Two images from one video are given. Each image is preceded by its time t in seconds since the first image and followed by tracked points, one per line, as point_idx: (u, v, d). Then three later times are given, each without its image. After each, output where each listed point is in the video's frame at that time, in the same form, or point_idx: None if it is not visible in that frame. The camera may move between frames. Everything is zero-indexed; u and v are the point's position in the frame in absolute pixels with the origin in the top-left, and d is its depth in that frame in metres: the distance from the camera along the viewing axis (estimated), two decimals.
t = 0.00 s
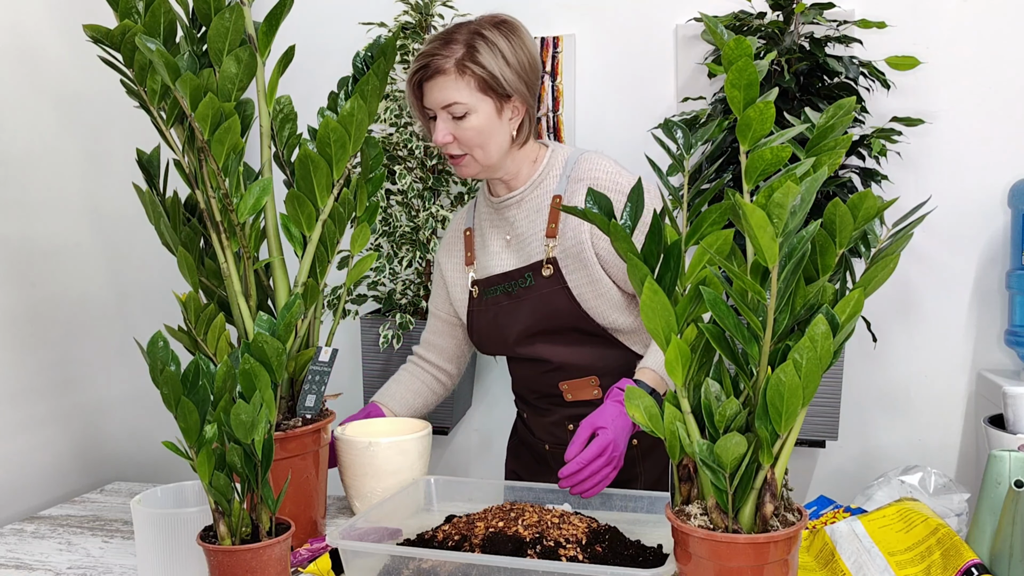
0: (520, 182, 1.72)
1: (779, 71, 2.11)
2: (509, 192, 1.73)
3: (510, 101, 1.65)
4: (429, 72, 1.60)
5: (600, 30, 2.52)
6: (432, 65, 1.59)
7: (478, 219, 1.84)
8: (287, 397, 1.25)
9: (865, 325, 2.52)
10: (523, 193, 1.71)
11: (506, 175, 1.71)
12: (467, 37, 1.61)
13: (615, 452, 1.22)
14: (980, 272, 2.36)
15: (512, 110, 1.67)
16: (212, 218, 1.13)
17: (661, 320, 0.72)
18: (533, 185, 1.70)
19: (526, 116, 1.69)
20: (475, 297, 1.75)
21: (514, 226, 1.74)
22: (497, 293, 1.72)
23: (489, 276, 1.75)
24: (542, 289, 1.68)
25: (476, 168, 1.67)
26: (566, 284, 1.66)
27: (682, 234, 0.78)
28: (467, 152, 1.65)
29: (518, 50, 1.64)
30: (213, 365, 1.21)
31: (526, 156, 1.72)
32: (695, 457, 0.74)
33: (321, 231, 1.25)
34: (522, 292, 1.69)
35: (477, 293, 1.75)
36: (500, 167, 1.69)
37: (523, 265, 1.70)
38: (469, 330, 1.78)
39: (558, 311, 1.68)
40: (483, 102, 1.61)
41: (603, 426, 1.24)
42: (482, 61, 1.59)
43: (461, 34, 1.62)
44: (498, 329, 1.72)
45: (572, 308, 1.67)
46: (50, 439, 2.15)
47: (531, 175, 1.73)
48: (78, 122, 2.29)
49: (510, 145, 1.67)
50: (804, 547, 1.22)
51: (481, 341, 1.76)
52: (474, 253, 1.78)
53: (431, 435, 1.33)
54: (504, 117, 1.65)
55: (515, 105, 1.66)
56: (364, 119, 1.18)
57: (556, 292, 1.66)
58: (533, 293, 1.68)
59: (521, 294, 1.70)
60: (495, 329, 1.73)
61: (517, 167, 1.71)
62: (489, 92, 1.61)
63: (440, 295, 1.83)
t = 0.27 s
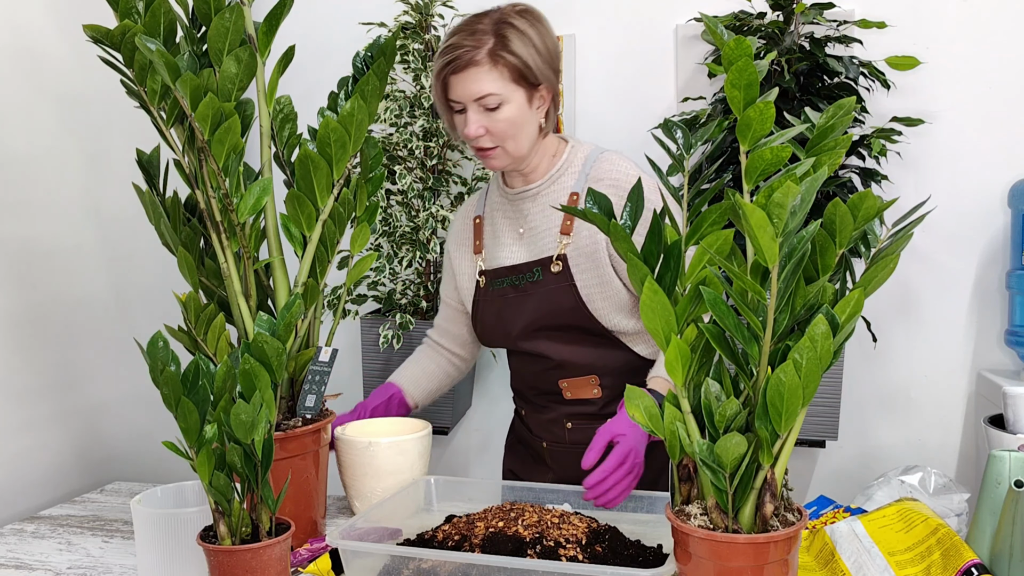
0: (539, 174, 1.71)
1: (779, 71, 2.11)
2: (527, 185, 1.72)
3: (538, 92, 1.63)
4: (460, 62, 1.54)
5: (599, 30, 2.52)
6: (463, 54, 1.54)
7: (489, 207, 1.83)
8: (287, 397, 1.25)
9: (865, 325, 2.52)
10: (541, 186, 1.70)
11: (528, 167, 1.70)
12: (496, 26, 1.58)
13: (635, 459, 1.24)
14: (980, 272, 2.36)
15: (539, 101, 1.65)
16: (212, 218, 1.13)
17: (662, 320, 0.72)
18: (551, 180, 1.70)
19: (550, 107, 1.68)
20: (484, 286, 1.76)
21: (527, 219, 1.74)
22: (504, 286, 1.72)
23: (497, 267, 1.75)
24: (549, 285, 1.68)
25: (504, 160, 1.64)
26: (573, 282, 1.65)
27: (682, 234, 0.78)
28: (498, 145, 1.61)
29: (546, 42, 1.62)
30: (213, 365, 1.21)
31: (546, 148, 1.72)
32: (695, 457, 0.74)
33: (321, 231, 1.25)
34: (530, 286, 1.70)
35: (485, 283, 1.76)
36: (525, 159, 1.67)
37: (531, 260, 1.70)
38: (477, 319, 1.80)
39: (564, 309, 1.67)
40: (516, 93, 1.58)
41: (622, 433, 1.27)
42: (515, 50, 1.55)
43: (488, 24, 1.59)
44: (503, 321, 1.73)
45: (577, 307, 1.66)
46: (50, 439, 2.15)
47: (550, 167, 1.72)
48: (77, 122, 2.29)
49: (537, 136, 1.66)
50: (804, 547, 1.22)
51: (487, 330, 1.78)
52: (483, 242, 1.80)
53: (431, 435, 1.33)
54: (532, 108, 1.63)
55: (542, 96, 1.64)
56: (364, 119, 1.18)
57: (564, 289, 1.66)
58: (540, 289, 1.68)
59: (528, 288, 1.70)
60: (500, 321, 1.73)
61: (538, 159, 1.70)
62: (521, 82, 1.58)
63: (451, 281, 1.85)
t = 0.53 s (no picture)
0: (572, 165, 1.59)
1: (779, 71, 2.11)
2: (558, 175, 1.60)
3: (587, 77, 1.47)
4: (513, 41, 1.37)
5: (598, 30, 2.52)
6: (517, 33, 1.37)
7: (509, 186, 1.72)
8: (287, 397, 1.25)
9: (865, 325, 2.52)
10: (573, 178, 1.58)
11: (565, 156, 1.56)
12: (548, 3, 1.41)
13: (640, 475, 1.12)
14: (980, 272, 2.36)
15: (587, 88, 1.49)
16: (212, 218, 1.13)
17: (661, 320, 0.72)
18: (585, 174, 1.57)
19: (595, 95, 1.53)
20: (497, 269, 1.66)
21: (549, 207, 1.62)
22: (519, 273, 1.62)
23: (511, 253, 1.65)
24: (565, 280, 1.57)
25: (550, 148, 1.47)
26: (591, 280, 1.55)
27: (682, 234, 0.78)
28: (545, 135, 1.45)
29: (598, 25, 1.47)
30: (213, 365, 1.21)
31: (584, 138, 1.58)
32: (695, 457, 0.74)
33: (321, 231, 1.25)
34: (546, 278, 1.59)
35: (496, 265, 1.67)
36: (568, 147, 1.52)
37: (550, 251, 1.60)
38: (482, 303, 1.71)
39: (580, 307, 1.56)
40: (569, 78, 1.42)
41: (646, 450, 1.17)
42: (571, 31, 1.40)
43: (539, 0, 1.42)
44: (513, 311, 1.62)
45: (592, 308, 1.55)
46: (50, 439, 2.16)
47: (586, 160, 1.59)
48: (77, 122, 2.29)
49: (581, 126, 1.51)
50: (804, 547, 1.22)
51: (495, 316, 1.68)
52: (498, 222, 1.70)
53: (431, 435, 1.33)
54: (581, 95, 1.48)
55: (591, 83, 1.49)
56: (364, 119, 1.17)
57: (580, 287, 1.55)
58: (555, 283, 1.58)
59: (543, 280, 1.59)
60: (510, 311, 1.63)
61: (575, 150, 1.57)
62: (574, 66, 1.42)
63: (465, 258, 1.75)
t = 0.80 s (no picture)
0: (595, 166, 1.54)
1: (779, 71, 2.11)
2: (580, 177, 1.54)
3: (616, 73, 1.44)
4: (545, 31, 1.33)
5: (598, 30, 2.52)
6: (550, 22, 1.33)
7: (525, 183, 1.61)
8: (287, 397, 1.25)
9: (865, 325, 2.52)
10: (597, 180, 1.53)
11: (589, 156, 1.50)
12: None
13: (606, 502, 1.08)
14: (980, 272, 2.36)
15: (615, 86, 1.45)
16: (212, 218, 1.13)
17: (661, 320, 0.72)
18: (608, 176, 1.53)
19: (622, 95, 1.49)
20: (517, 273, 1.56)
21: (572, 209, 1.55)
22: (544, 281, 1.53)
23: (534, 258, 1.55)
24: (594, 286, 1.50)
25: (576, 144, 1.42)
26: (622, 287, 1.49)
27: (682, 234, 0.78)
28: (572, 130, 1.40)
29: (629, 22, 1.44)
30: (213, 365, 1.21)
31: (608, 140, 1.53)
32: (696, 457, 0.74)
33: (321, 231, 1.25)
34: (573, 284, 1.52)
35: (515, 267, 1.57)
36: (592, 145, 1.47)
37: (576, 257, 1.52)
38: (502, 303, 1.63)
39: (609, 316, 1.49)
40: (599, 72, 1.38)
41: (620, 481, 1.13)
42: (604, 25, 1.36)
43: None
44: (536, 317, 1.55)
45: (620, 314, 1.49)
46: (51, 439, 2.16)
47: (609, 162, 1.54)
48: (77, 122, 2.29)
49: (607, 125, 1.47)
50: (804, 547, 1.22)
51: (515, 319, 1.60)
52: (516, 219, 1.58)
53: (431, 435, 1.33)
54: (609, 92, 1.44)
55: (619, 80, 1.45)
56: (364, 119, 1.17)
57: (609, 294, 1.49)
58: (584, 290, 1.51)
59: (570, 286, 1.52)
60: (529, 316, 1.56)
61: (599, 151, 1.52)
62: (605, 61, 1.38)
63: (478, 253, 1.61)
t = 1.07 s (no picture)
0: (602, 175, 1.54)
1: (779, 71, 2.11)
2: (587, 187, 1.54)
3: (627, 84, 1.43)
4: (556, 43, 1.32)
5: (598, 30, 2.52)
6: (561, 34, 1.32)
7: (529, 191, 1.60)
8: (287, 397, 1.25)
9: (865, 325, 2.52)
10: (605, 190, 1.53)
11: (597, 167, 1.51)
12: (592, 4, 1.36)
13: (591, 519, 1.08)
14: (980, 272, 2.36)
15: (625, 96, 1.45)
16: (212, 218, 1.13)
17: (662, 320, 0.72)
18: (616, 185, 1.53)
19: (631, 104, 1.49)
20: (526, 287, 1.56)
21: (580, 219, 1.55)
22: (557, 299, 1.53)
23: (543, 274, 1.55)
24: (605, 300, 1.51)
25: (585, 157, 1.43)
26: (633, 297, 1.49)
27: (682, 235, 0.78)
28: (582, 142, 1.40)
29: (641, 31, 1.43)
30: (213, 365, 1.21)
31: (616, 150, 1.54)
32: (696, 457, 0.74)
33: (321, 231, 1.25)
34: (583, 299, 1.52)
35: (523, 279, 1.57)
36: (601, 157, 1.48)
37: (585, 272, 1.53)
38: (507, 311, 1.62)
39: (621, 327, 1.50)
40: (610, 84, 1.38)
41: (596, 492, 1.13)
42: (615, 36, 1.35)
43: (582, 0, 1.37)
44: (546, 331, 1.55)
45: (632, 326, 1.50)
46: (50, 439, 2.16)
47: (617, 171, 1.55)
48: (77, 122, 2.29)
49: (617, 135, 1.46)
50: (804, 547, 1.22)
51: (523, 330, 1.60)
52: (522, 229, 1.57)
53: (431, 435, 1.33)
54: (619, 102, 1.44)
55: (630, 91, 1.45)
56: (364, 119, 1.17)
57: (619, 307, 1.49)
58: (595, 304, 1.51)
59: (581, 301, 1.52)
60: (534, 320, 1.56)
61: (607, 161, 1.52)
62: (616, 72, 1.38)
63: (481, 259, 1.58)
